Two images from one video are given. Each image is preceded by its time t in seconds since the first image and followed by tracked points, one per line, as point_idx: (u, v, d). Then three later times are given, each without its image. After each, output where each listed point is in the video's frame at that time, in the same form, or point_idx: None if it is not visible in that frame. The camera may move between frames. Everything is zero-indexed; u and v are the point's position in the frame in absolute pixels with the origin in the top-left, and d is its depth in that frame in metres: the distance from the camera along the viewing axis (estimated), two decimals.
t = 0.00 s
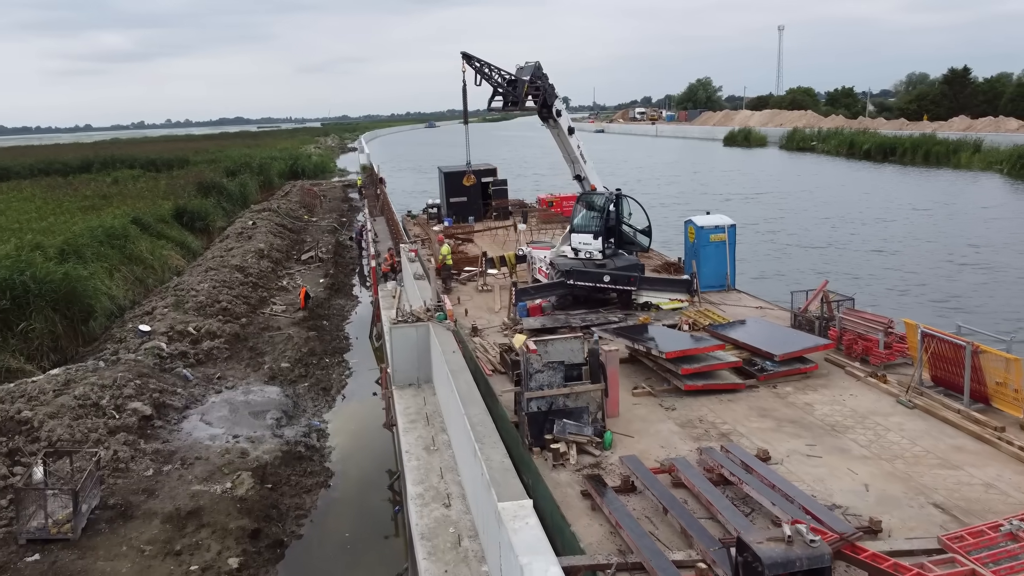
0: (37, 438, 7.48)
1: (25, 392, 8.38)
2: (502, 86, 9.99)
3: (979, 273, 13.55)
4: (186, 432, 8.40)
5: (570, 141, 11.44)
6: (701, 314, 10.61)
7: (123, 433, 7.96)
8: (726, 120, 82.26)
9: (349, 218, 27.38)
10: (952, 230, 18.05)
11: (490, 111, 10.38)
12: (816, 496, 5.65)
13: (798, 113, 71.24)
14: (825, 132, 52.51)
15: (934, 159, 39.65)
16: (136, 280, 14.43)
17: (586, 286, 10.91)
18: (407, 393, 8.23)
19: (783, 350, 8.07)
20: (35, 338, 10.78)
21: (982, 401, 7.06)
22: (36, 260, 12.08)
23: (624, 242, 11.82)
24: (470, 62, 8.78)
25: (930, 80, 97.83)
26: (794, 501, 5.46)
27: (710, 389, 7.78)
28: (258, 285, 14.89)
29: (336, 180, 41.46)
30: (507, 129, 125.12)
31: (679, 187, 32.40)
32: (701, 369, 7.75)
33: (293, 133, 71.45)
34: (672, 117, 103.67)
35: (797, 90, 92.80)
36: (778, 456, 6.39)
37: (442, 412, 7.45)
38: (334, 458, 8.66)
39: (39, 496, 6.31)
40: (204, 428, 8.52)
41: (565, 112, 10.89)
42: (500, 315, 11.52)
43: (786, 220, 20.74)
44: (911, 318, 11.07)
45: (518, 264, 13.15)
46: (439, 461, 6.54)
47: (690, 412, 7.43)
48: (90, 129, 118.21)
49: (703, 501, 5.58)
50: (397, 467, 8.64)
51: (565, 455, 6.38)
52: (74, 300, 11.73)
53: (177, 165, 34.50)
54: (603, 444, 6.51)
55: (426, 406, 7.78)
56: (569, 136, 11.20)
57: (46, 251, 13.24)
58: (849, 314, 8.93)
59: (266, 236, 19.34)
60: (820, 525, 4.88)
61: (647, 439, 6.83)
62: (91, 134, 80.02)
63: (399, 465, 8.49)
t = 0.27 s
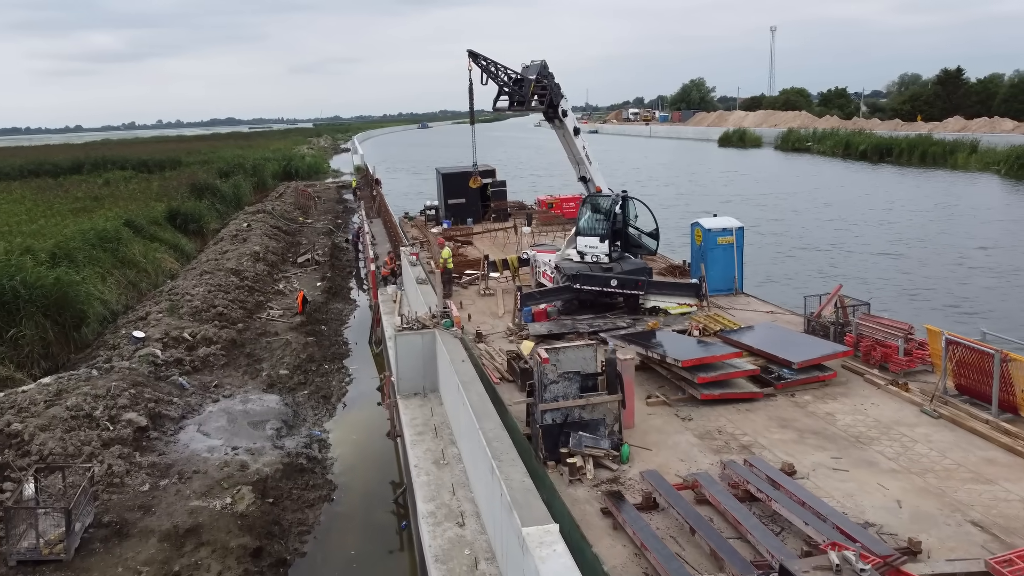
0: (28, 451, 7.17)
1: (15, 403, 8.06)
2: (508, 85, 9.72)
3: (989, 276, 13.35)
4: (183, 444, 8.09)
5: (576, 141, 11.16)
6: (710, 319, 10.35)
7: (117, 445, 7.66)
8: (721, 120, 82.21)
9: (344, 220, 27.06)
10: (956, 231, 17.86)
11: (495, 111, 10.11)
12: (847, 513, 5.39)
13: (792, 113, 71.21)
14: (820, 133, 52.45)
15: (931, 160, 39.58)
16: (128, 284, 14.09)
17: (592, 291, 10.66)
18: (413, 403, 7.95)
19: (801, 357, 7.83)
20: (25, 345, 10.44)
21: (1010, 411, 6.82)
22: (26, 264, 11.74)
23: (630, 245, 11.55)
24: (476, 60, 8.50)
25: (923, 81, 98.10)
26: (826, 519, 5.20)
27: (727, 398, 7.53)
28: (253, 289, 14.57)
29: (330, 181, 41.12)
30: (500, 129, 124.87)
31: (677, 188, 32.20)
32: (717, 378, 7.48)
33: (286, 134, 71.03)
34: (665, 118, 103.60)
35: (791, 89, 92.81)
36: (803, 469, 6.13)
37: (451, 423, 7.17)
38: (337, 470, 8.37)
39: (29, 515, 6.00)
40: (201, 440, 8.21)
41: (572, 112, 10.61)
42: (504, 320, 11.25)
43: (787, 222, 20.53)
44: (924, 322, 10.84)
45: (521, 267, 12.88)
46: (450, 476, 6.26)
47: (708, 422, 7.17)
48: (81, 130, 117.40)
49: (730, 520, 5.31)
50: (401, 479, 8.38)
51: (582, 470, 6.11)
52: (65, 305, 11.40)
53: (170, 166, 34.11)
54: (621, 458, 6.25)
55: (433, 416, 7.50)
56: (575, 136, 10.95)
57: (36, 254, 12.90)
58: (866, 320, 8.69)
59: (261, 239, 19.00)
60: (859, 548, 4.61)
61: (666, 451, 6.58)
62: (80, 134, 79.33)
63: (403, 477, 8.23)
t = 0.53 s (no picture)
0: (18, 466, 6.85)
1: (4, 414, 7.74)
2: (514, 84, 9.51)
3: (999, 279, 13.14)
4: (179, 457, 7.78)
5: (582, 143, 10.88)
6: (722, 325, 10.10)
7: (111, 459, 7.34)
8: (715, 121, 82.14)
9: (340, 221, 26.74)
10: (962, 233, 17.66)
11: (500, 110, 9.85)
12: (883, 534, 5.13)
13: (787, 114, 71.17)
14: (816, 134, 52.36)
15: (928, 160, 39.51)
16: (121, 288, 13.75)
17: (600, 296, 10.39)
18: (420, 413, 7.66)
19: (821, 364, 7.58)
20: (14, 353, 10.11)
21: None
22: (15, 268, 11.40)
23: (637, 248, 11.28)
24: (482, 56, 8.22)
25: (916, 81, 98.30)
26: (863, 540, 4.93)
27: (746, 408, 7.26)
28: (249, 293, 14.24)
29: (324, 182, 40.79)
30: (494, 130, 124.63)
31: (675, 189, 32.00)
32: (737, 388, 7.23)
33: (279, 134, 70.58)
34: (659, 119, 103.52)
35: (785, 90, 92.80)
36: (831, 485, 5.87)
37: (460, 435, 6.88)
38: (339, 483, 8.08)
39: (18, 536, 5.68)
40: (199, 452, 7.90)
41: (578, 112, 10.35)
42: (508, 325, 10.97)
43: (789, 223, 20.32)
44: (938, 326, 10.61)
45: (524, 270, 12.60)
46: (462, 493, 5.97)
47: (727, 434, 6.91)
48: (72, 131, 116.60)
49: (761, 541, 5.05)
50: (406, 492, 8.12)
51: (602, 486, 5.84)
52: (55, 311, 11.06)
53: (162, 167, 33.72)
54: (641, 473, 5.99)
55: (441, 428, 7.22)
56: (581, 138, 10.63)
57: (26, 258, 12.56)
58: (884, 325, 8.44)
59: (256, 241, 18.68)
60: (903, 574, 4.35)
61: (687, 466, 6.31)
62: (71, 134, 78.67)
63: (408, 491, 7.96)
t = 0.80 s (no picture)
0: (6, 483, 6.54)
1: None
2: (521, 83, 9.33)
3: (1011, 282, 12.91)
4: (174, 473, 7.47)
5: (589, 143, 10.57)
6: (733, 330, 9.85)
7: (104, 474, 7.03)
8: (711, 121, 82.05)
9: (336, 222, 26.42)
10: (968, 234, 17.45)
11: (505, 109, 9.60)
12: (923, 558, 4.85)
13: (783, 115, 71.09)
14: (813, 134, 52.25)
15: (927, 161, 39.41)
16: (114, 293, 13.41)
17: (607, 301, 10.11)
18: (426, 426, 7.35)
19: (842, 374, 7.33)
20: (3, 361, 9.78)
21: None
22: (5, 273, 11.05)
23: (645, 252, 11.00)
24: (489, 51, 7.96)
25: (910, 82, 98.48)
26: (902, 564, 4.65)
27: (766, 419, 7.00)
28: (244, 296, 13.91)
29: (319, 183, 40.47)
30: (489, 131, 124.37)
31: (674, 189, 31.78)
32: (756, 398, 6.96)
33: (273, 135, 70.17)
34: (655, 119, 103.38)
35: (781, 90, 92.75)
36: (861, 502, 5.60)
37: (470, 449, 6.59)
38: (342, 496, 7.77)
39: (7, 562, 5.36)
40: (195, 467, 7.58)
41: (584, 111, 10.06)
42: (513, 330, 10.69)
43: (793, 224, 20.09)
44: (953, 331, 10.35)
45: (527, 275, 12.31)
46: (474, 512, 5.67)
47: (748, 447, 6.64)
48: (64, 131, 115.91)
49: (794, 566, 4.77)
50: (410, 505, 7.82)
51: (621, 504, 5.57)
52: (45, 317, 10.73)
53: (156, 168, 33.34)
54: (661, 490, 5.72)
55: (449, 441, 6.92)
56: (588, 138, 10.38)
57: (17, 262, 12.22)
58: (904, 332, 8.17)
59: (252, 243, 18.35)
60: None
61: (708, 481, 6.03)
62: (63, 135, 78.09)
63: (413, 504, 7.67)
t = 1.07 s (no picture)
0: None
1: None
2: (528, 82, 9.08)
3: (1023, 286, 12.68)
4: (169, 488, 7.15)
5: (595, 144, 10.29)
6: (745, 336, 9.58)
7: (96, 491, 6.71)
8: (706, 122, 81.91)
9: (332, 225, 26.11)
10: (974, 236, 17.23)
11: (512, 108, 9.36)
12: None
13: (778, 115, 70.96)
14: (810, 135, 52.12)
15: (925, 162, 39.27)
16: (106, 297, 13.07)
17: (615, 306, 9.85)
18: (433, 438, 7.06)
19: (865, 385, 7.04)
20: None
21: None
22: None
23: (653, 255, 10.73)
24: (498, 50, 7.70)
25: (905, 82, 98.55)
26: None
27: (788, 432, 6.72)
28: (239, 301, 13.58)
29: (314, 184, 40.15)
30: (484, 131, 124.07)
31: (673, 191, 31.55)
32: (778, 410, 6.69)
33: (266, 136, 69.73)
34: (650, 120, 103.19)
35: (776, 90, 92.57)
36: (894, 521, 5.33)
37: (480, 464, 6.30)
38: (343, 511, 7.47)
39: None
40: (191, 482, 7.28)
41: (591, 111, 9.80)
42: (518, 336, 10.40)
43: (796, 226, 19.86)
44: (968, 337, 10.11)
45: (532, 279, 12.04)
46: (488, 533, 5.38)
47: (770, 462, 6.36)
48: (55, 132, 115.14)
49: None
50: (415, 520, 7.54)
51: (644, 524, 5.29)
52: (34, 323, 10.40)
53: (149, 169, 32.94)
54: (685, 509, 5.45)
55: (458, 455, 6.64)
56: (595, 138, 10.11)
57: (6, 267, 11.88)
58: (925, 339, 7.91)
59: (247, 246, 18.01)
60: None
61: (732, 499, 5.75)
62: (55, 136, 77.48)
63: (418, 519, 7.39)
